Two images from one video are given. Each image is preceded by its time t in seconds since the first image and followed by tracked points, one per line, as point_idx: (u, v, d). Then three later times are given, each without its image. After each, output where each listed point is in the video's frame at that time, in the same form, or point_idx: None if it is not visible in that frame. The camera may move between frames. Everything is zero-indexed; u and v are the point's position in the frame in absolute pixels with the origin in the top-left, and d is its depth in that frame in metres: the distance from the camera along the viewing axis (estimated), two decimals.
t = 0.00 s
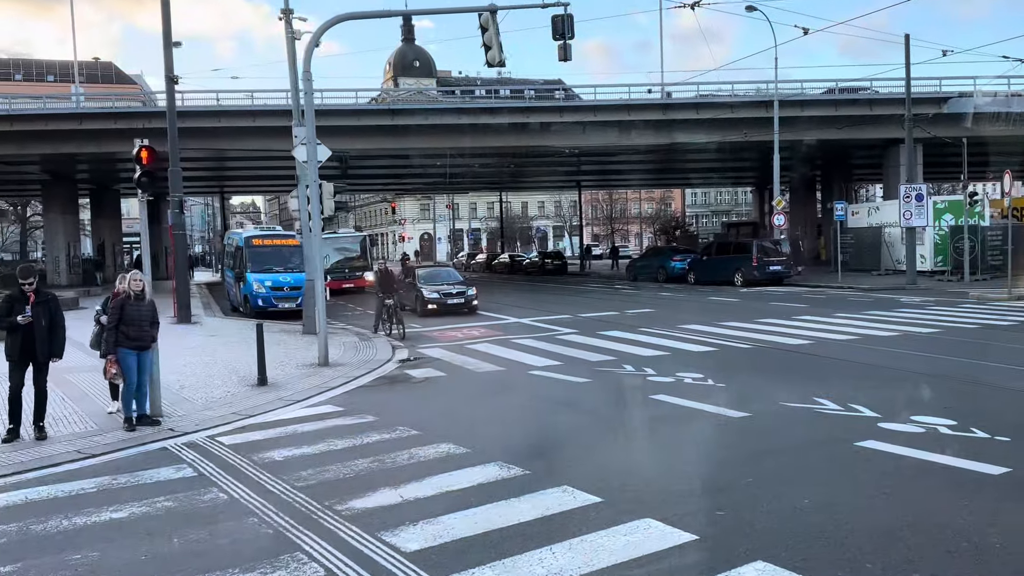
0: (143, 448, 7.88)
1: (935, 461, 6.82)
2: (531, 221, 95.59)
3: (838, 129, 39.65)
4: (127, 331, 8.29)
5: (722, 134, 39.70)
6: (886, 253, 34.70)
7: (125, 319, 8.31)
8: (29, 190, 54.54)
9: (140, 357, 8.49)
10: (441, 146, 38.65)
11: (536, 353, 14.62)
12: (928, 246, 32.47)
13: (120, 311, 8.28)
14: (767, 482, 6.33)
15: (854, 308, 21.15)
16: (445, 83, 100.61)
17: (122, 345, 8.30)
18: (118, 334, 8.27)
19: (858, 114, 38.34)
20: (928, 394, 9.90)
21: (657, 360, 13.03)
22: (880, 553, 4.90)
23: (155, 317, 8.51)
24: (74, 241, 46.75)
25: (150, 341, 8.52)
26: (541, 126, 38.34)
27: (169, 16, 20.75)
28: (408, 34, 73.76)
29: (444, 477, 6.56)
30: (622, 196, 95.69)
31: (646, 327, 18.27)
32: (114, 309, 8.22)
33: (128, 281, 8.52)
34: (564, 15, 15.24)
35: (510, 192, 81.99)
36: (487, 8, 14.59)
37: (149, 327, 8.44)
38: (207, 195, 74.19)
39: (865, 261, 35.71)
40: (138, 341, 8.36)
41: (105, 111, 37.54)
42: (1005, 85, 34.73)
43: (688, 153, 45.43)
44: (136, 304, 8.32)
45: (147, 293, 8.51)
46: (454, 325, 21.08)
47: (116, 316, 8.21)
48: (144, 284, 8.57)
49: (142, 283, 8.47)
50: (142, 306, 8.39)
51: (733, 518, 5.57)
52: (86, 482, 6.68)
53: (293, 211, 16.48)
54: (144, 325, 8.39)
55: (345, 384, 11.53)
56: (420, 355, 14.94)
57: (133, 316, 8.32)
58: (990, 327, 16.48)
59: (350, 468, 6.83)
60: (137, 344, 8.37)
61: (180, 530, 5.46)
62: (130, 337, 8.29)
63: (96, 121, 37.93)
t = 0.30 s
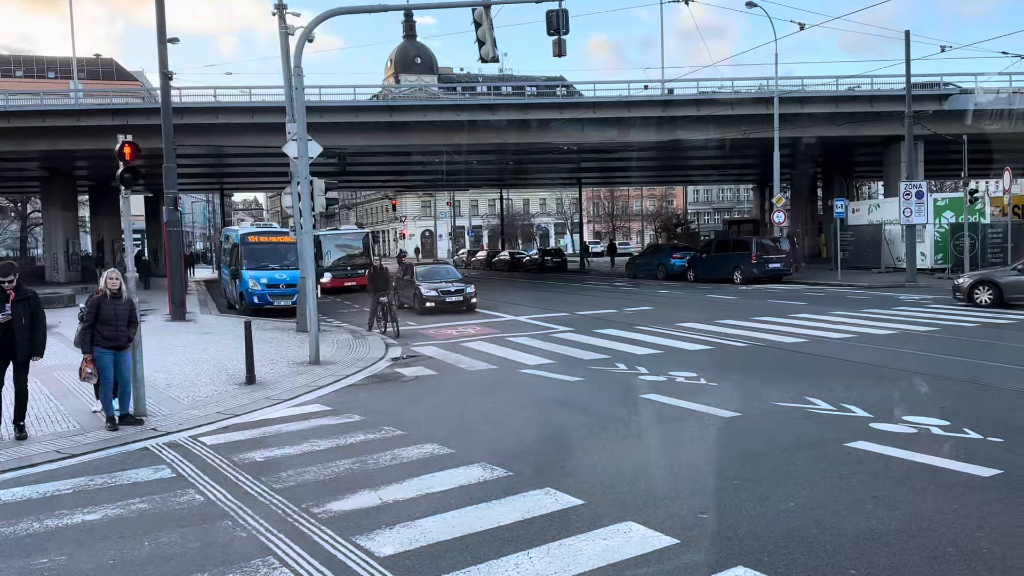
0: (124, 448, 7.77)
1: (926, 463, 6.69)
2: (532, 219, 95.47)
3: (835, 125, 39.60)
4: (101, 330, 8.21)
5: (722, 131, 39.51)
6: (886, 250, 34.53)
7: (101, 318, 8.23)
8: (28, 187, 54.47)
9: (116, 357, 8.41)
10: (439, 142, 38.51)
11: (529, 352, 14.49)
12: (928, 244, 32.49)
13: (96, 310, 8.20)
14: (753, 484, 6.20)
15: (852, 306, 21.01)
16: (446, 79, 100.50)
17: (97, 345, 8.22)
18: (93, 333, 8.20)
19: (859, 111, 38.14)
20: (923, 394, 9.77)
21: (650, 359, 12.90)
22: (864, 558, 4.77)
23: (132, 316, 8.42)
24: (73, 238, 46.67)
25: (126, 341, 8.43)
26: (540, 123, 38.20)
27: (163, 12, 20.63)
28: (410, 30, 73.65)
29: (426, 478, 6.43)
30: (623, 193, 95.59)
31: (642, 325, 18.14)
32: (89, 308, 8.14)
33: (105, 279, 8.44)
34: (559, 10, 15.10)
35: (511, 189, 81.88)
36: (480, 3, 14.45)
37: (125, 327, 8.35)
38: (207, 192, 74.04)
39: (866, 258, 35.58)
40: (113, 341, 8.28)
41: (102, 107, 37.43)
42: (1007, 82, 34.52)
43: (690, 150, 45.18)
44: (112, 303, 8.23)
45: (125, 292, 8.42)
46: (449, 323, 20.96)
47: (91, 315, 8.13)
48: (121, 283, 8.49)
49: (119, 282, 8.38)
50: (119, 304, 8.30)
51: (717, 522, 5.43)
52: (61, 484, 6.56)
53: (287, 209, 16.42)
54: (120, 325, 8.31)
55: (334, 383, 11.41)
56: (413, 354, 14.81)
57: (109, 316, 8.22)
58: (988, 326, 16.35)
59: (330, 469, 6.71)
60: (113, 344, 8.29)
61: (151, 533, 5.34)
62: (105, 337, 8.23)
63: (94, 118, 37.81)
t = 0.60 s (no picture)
0: (104, 449, 7.67)
1: (916, 465, 6.58)
2: (532, 216, 95.37)
3: (831, 123, 39.49)
4: (81, 329, 8.20)
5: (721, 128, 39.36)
6: (885, 249, 34.39)
7: (81, 317, 8.21)
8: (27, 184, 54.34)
9: (96, 357, 8.39)
10: (437, 140, 38.37)
11: (523, 350, 14.38)
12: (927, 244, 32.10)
13: (76, 310, 8.19)
14: (736, 487, 6.09)
15: (849, 305, 20.89)
16: (447, 77, 100.36)
17: (78, 344, 8.21)
18: (73, 333, 8.18)
19: (858, 109, 38.00)
20: (916, 394, 9.66)
21: (643, 357, 12.81)
22: (848, 565, 4.65)
23: (113, 316, 8.40)
24: (70, 236, 46.56)
25: (107, 341, 8.40)
26: (538, 120, 38.07)
27: (157, 9, 20.50)
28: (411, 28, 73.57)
29: (407, 480, 6.33)
30: (623, 191, 95.47)
31: (637, 324, 18.04)
32: (69, 307, 8.14)
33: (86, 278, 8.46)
34: (553, 7, 14.98)
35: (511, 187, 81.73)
36: None
37: (106, 326, 8.33)
38: (206, 190, 73.84)
39: (865, 257, 35.47)
40: (93, 340, 8.25)
41: (99, 104, 37.29)
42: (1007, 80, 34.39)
43: (690, 147, 45.00)
44: (93, 302, 8.23)
45: (106, 291, 8.42)
46: (444, 321, 20.85)
47: (72, 315, 8.13)
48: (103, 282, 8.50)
49: (101, 281, 8.39)
50: (99, 303, 8.30)
51: (699, 527, 5.32)
52: (37, 485, 6.47)
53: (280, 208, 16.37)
54: (101, 324, 8.29)
55: (323, 381, 11.33)
56: (406, 352, 14.71)
57: (89, 315, 8.22)
58: (984, 325, 16.23)
59: (310, 471, 6.61)
60: (93, 344, 8.27)
61: (122, 537, 5.24)
62: (85, 337, 8.21)
63: (90, 115, 37.66)
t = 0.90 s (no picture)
0: (83, 451, 7.57)
1: (904, 468, 6.48)
2: (531, 215, 95.25)
3: (829, 122, 39.38)
4: (62, 329, 8.14)
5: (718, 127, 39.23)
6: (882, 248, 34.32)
7: (62, 317, 8.15)
8: (23, 183, 54.20)
9: (78, 357, 8.31)
10: (434, 138, 38.24)
11: (514, 350, 14.27)
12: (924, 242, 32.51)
13: (57, 310, 8.14)
14: (720, 491, 6.00)
15: (845, 305, 20.79)
16: (446, 76, 100.16)
17: (58, 344, 8.15)
18: (54, 332, 8.12)
19: (856, 108, 37.88)
20: (908, 396, 9.56)
21: (635, 358, 12.71)
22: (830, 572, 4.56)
23: (95, 316, 8.35)
24: (67, 234, 46.42)
25: (88, 341, 8.33)
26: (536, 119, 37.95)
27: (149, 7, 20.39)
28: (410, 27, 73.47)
29: (387, 482, 6.23)
30: (623, 190, 95.35)
31: (631, 324, 17.94)
32: (50, 306, 8.10)
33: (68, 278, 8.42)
34: (546, 4, 14.87)
35: (509, 186, 81.57)
36: None
37: (87, 326, 8.27)
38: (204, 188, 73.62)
39: (862, 256, 35.32)
40: (73, 340, 8.18)
41: (95, 103, 37.15)
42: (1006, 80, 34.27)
43: (688, 146, 44.85)
44: (74, 301, 8.18)
45: (88, 291, 8.38)
46: (438, 320, 20.74)
47: (52, 314, 8.08)
48: (86, 282, 8.46)
49: (83, 280, 8.35)
50: (81, 303, 8.25)
51: (681, 532, 5.23)
52: (12, 488, 6.37)
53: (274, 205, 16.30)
54: (82, 324, 8.23)
55: (311, 381, 11.23)
56: (398, 352, 14.59)
57: (70, 315, 8.17)
58: (980, 325, 16.13)
59: (290, 474, 6.51)
60: (74, 344, 8.20)
61: (93, 541, 5.15)
62: (66, 336, 8.14)
63: (86, 113, 37.51)
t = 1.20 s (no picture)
0: (61, 455, 7.46)
1: (891, 474, 6.38)
2: (528, 216, 95.21)
3: (825, 123, 39.33)
4: (42, 331, 8.05)
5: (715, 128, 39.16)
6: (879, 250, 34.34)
7: (42, 319, 8.07)
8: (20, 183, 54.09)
9: (58, 360, 8.22)
10: (431, 139, 38.13)
11: (506, 352, 14.17)
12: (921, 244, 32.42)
13: (37, 312, 8.05)
14: (705, 498, 5.89)
15: (840, 307, 20.70)
16: (445, 77, 100.07)
17: (38, 347, 8.05)
18: (33, 335, 8.03)
19: (852, 110, 37.78)
20: (898, 399, 9.47)
21: (626, 360, 12.62)
22: None
23: (75, 318, 8.26)
24: (62, 235, 46.29)
25: (68, 344, 8.24)
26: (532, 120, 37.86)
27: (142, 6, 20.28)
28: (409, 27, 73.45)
29: (366, 488, 6.13)
30: (621, 191, 95.27)
31: (624, 325, 17.85)
32: (29, 308, 8.01)
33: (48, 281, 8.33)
34: (538, 4, 14.79)
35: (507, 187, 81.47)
36: None
37: (67, 328, 8.18)
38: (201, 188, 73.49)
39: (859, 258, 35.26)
40: (53, 343, 8.09)
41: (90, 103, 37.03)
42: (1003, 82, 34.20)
43: (685, 148, 44.79)
44: (53, 303, 8.10)
45: (68, 293, 8.30)
46: (430, 322, 20.64)
47: (32, 316, 7.99)
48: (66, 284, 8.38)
49: (63, 282, 8.27)
50: (61, 305, 8.16)
51: (662, 540, 5.13)
52: None
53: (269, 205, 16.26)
54: (62, 326, 8.14)
55: (299, 384, 11.13)
56: (388, 354, 14.49)
57: (50, 317, 8.08)
58: (975, 328, 16.02)
59: (269, 479, 6.41)
60: (54, 346, 8.11)
61: (60, 550, 5.04)
62: (45, 339, 8.05)
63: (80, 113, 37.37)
